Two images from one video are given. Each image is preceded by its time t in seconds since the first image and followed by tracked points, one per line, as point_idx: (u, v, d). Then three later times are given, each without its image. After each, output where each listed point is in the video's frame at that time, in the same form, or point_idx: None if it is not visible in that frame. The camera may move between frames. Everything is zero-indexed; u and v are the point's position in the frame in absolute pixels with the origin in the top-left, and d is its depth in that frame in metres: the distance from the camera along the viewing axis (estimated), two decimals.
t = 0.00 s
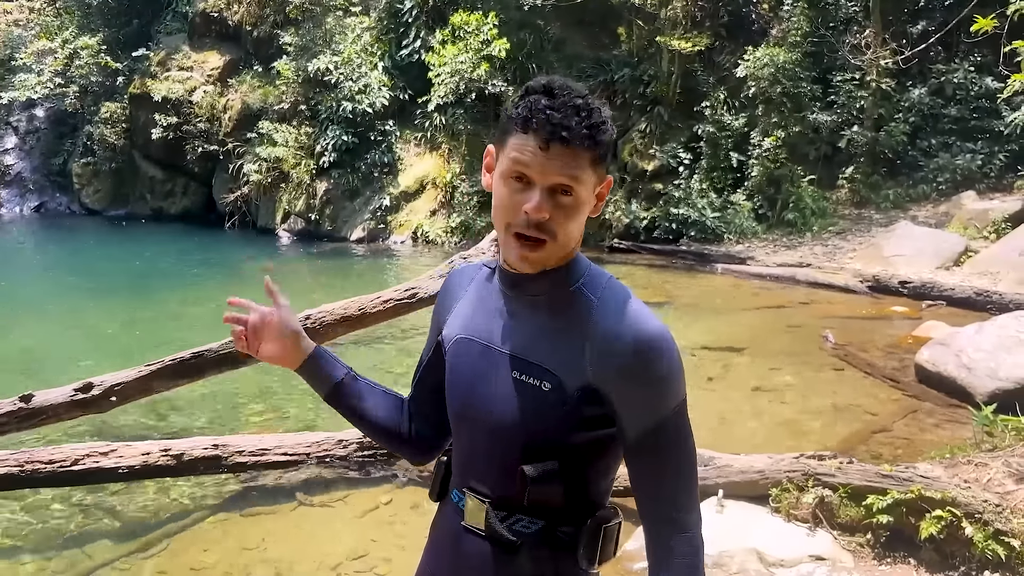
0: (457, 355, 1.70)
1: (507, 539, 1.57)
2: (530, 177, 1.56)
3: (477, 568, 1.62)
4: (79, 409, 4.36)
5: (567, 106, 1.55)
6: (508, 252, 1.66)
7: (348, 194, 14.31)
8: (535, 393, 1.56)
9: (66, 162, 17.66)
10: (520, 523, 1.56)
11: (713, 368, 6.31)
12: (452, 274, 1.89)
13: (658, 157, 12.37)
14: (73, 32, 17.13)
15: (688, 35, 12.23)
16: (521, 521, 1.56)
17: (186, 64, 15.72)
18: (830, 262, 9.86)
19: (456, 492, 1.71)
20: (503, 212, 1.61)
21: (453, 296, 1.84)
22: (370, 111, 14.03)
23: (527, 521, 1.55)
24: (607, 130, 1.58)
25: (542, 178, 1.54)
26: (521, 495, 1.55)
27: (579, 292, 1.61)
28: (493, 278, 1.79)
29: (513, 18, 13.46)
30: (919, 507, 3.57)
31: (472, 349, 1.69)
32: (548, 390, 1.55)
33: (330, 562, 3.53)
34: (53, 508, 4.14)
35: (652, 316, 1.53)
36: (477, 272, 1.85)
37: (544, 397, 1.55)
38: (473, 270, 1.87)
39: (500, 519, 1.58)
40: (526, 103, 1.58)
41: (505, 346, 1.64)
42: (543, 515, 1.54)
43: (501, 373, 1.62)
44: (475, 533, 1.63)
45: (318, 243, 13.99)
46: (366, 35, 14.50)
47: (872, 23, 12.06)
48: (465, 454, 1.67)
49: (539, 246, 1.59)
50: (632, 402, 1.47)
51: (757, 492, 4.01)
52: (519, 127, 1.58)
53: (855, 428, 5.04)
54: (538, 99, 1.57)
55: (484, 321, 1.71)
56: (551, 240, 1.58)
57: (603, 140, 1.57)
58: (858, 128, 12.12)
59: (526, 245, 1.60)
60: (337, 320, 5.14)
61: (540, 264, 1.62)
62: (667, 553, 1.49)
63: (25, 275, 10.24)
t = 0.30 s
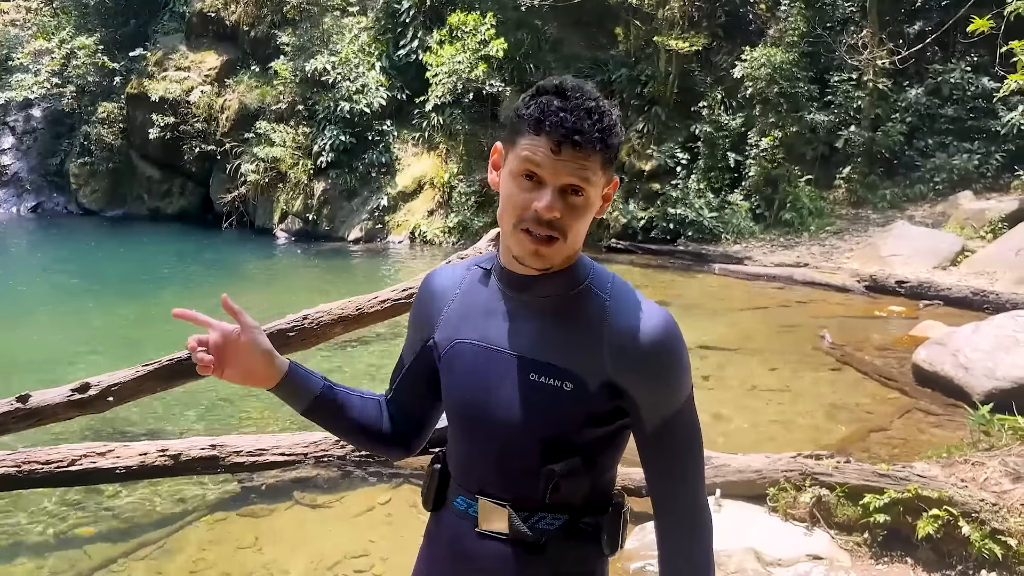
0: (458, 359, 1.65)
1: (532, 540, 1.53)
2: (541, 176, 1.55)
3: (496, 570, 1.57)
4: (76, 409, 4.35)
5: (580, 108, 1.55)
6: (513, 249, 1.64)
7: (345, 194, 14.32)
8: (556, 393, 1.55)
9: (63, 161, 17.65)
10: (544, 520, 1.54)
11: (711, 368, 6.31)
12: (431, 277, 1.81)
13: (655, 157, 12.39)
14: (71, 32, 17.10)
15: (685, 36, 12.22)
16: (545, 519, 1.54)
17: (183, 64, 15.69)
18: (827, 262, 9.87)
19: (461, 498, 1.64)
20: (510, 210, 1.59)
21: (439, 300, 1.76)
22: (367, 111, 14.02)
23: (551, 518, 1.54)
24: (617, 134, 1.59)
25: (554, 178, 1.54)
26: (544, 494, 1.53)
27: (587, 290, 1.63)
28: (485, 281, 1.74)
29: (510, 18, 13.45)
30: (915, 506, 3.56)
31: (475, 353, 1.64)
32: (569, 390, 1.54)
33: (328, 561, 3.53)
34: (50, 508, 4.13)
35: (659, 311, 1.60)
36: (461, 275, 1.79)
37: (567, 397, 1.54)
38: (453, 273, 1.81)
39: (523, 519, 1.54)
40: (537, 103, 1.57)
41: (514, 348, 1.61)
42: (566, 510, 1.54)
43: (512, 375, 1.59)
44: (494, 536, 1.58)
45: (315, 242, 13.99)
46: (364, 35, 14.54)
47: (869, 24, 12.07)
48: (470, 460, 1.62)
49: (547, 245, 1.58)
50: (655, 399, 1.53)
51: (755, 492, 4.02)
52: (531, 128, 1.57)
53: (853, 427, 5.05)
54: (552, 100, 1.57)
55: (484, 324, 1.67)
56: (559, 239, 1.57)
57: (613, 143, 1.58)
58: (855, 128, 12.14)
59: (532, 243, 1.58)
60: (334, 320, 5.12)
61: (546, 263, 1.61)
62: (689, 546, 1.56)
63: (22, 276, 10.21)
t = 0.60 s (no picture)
0: (434, 357, 1.58)
1: (519, 543, 1.50)
2: (520, 168, 1.56)
3: None
4: (57, 417, 4.30)
5: (556, 103, 1.59)
6: (491, 244, 1.62)
7: (329, 197, 14.28)
8: (539, 389, 1.52)
9: (43, 167, 17.50)
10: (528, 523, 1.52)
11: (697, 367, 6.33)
12: (395, 277, 1.72)
13: (639, 158, 12.42)
14: (49, 37, 16.95)
15: (667, 36, 12.24)
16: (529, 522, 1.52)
17: (164, 68, 15.58)
18: (812, 261, 9.93)
19: (437, 512, 1.57)
20: (488, 200, 1.60)
21: (407, 300, 1.67)
22: (350, 114, 14.02)
23: (535, 520, 1.52)
24: (593, 134, 1.62)
25: (532, 167, 1.55)
26: (528, 496, 1.50)
27: (563, 289, 1.64)
28: (457, 283, 1.68)
29: (492, 20, 13.53)
30: (900, 503, 3.58)
31: (451, 353, 1.58)
32: (553, 385, 1.52)
33: (314, 567, 3.51)
34: (31, 518, 4.08)
35: (629, 306, 1.65)
36: (429, 274, 1.72)
37: (551, 393, 1.52)
38: (420, 273, 1.72)
39: (507, 523, 1.51)
40: (516, 101, 1.61)
41: (493, 345, 1.57)
42: (549, 510, 1.54)
43: (494, 373, 1.54)
44: (477, 546, 1.53)
45: (299, 246, 13.93)
46: (346, 37, 14.42)
47: (848, 23, 12.14)
48: (449, 465, 1.56)
49: (525, 232, 1.57)
50: (637, 393, 1.57)
51: (741, 490, 4.04)
52: (509, 122, 1.60)
53: (838, 425, 5.07)
54: (528, 97, 1.60)
55: (460, 323, 1.61)
56: (538, 227, 1.57)
57: (589, 140, 1.62)
58: (837, 127, 12.20)
59: (511, 231, 1.57)
60: (317, 324, 5.09)
61: (525, 251, 1.58)
62: (684, 536, 1.60)
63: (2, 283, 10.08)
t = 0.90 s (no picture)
0: (428, 361, 1.59)
1: (509, 547, 1.50)
2: (518, 172, 1.56)
3: None
4: (51, 421, 4.28)
5: (550, 104, 1.58)
6: (490, 249, 1.61)
7: (324, 199, 14.30)
8: (532, 393, 1.52)
9: (36, 169, 17.47)
10: (520, 527, 1.52)
11: (692, 368, 6.34)
12: (393, 278, 1.72)
13: (634, 159, 12.43)
14: (43, 38, 16.92)
15: (662, 37, 12.20)
16: (520, 526, 1.52)
17: (158, 69, 15.55)
18: (807, 261, 9.95)
19: (429, 514, 1.57)
20: (487, 206, 1.59)
21: (403, 303, 1.67)
22: (345, 116, 14.02)
23: (526, 524, 1.52)
24: (586, 134, 1.62)
25: (531, 171, 1.55)
26: (520, 501, 1.50)
27: (558, 292, 1.63)
28: (453, 285, 1.68)
29: (487, 21, 13.60)
30: (894, 502, 3.58)
31: (445, 356, 1.58)
32: (546, 391, 1.52)
33: (310, 569, 3.51)
34: (24, 520, 4.06)
35: (625, 309, 1.63)
36: (426, 276, 1.71)
37: (544, 399, 1.51)
38: (417, 274, 1.72)
39: (498, 527, 1.51)
40: (509, 104, 1.59)
41: (488, 349, 1.57)
42: (541, 515, 1.53)
43: (487, 379, 1.54)
44: (469, 549, 1.52)
45: (295, 248, 13.95)
46: (341, 39, 14.41)
47: (842, 25, 12.17)
48: (443, 469, 1.56)
49: (526, 236, 1.57)
50: (635, 397, 1.55)
51: (736, 490, 4.04)
52: (504, 125, 1.59)
53: (833, 425, 5.08)
54: (523, 99, 1.59)
55: (454, 328, 1.61)
56: (539, 231, 1.57)
57: (583, 141, 1.62)
58: (831, 128, 12.23)
59: (512, 235, 1.57)
60: (312, 326, 5.07)
61: (526, 256, 1.58)
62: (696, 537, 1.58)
63: None
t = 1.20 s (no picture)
0: (420, 363, 1.59)
1: (505, 550, 1.49)
2: (495, 161, 1.57)
3: None
4: (46, 423, 4.27)
5: (526, 97, 1.60)
6: (473, 244, 1.61)
7: (320, 200, 14.30)
8: (524, 393, 1.51)
9: (31, 171, 17.44)
10: (515, 530, 1.51)
11: (688, 368, 6.34)
12: (387, 273, 1.74)
13: (630, 159, 12.42)
14: (37, 40, 16.90)
15: (658, 38, 12.23)
16: (516, 529, 1.51)
17: (153, 71, 15.54)
18: (802, 261, 9.97)
19: (424, 518, 1.57)
20: (466, 198, 1.59)
21: (395, 300, 1.69)
22: (341, 117, 14.00)
23: (522, 527, 1.51)
24: (567, 127, 1.63)
25: (506, 158, 1.56)
26: (515, 504, 1.50)
27: (550, 291, 1.62)
28: (445, 285, 1.68)
29: (483, 23, 13.64)
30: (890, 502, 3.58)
31: (438, 358, 1.58)
32: (539, 391, 1.51)
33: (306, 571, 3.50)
34: (20, 523, 4.05)
35: (620, 307, 1.61)
36: (419, 275, 1.72)
37: (537, 398, 1.51)
38: (410, 272, 1.73)
39: (493, 531, 1.50)
40: (488, 100, 1.63)
41: (479, 349, 1.57)
42: (537, 518, 1.52)
43: (480, 380, 1.54)
44: (463, 553, 1.52)
45: (291, 249, 13.95)
46: (336, 40, 14.42)
47: (836, 26, 12.20)
48: (436, 471, 1.56)
49: (505, 225, 1.56)
50: (635, 393, 1.52)
51: (732, 491, 4.05)
52: (482, 119, 1.61)
53: (829, 425, 5.09)
54: (502, 92, 1.62)
55: (445, 328, 1.61)
56: (517, 220, 1.55)
57: (564, 133, 1.63)
58: (826, 128, 12.26)
59: (491, 225, 1.56)
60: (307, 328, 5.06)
61: (507, 246, 1.57)
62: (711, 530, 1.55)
63: None
